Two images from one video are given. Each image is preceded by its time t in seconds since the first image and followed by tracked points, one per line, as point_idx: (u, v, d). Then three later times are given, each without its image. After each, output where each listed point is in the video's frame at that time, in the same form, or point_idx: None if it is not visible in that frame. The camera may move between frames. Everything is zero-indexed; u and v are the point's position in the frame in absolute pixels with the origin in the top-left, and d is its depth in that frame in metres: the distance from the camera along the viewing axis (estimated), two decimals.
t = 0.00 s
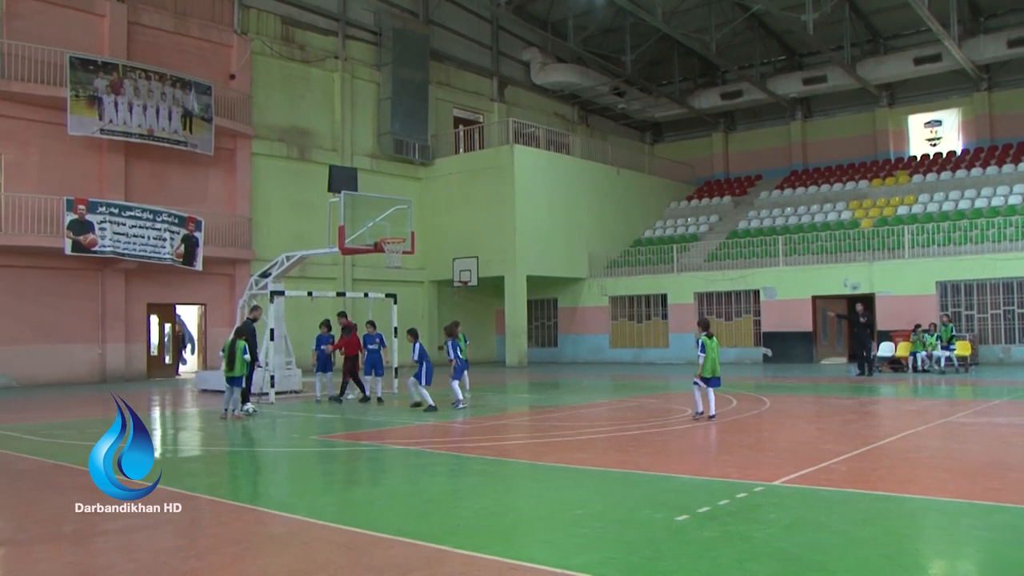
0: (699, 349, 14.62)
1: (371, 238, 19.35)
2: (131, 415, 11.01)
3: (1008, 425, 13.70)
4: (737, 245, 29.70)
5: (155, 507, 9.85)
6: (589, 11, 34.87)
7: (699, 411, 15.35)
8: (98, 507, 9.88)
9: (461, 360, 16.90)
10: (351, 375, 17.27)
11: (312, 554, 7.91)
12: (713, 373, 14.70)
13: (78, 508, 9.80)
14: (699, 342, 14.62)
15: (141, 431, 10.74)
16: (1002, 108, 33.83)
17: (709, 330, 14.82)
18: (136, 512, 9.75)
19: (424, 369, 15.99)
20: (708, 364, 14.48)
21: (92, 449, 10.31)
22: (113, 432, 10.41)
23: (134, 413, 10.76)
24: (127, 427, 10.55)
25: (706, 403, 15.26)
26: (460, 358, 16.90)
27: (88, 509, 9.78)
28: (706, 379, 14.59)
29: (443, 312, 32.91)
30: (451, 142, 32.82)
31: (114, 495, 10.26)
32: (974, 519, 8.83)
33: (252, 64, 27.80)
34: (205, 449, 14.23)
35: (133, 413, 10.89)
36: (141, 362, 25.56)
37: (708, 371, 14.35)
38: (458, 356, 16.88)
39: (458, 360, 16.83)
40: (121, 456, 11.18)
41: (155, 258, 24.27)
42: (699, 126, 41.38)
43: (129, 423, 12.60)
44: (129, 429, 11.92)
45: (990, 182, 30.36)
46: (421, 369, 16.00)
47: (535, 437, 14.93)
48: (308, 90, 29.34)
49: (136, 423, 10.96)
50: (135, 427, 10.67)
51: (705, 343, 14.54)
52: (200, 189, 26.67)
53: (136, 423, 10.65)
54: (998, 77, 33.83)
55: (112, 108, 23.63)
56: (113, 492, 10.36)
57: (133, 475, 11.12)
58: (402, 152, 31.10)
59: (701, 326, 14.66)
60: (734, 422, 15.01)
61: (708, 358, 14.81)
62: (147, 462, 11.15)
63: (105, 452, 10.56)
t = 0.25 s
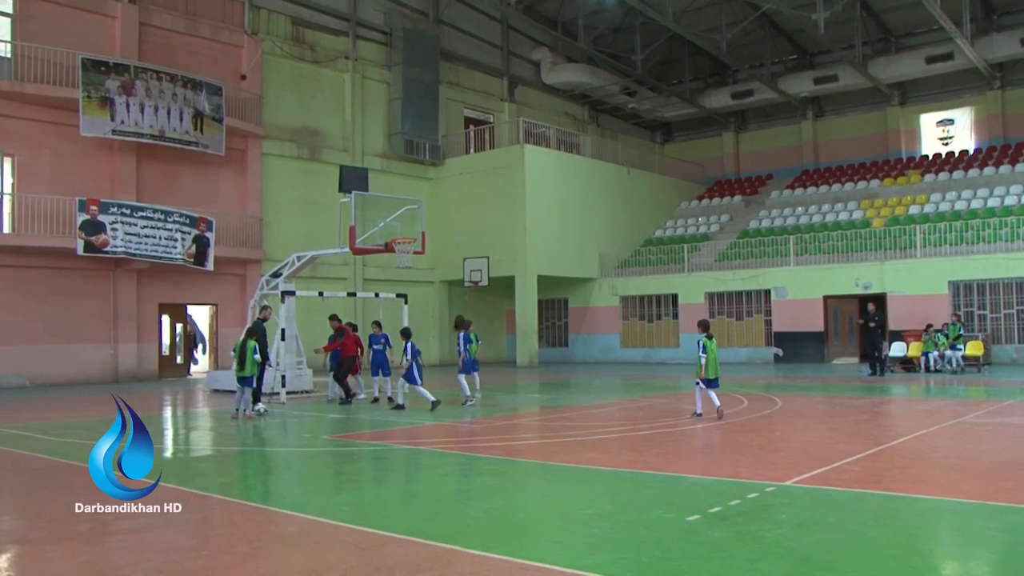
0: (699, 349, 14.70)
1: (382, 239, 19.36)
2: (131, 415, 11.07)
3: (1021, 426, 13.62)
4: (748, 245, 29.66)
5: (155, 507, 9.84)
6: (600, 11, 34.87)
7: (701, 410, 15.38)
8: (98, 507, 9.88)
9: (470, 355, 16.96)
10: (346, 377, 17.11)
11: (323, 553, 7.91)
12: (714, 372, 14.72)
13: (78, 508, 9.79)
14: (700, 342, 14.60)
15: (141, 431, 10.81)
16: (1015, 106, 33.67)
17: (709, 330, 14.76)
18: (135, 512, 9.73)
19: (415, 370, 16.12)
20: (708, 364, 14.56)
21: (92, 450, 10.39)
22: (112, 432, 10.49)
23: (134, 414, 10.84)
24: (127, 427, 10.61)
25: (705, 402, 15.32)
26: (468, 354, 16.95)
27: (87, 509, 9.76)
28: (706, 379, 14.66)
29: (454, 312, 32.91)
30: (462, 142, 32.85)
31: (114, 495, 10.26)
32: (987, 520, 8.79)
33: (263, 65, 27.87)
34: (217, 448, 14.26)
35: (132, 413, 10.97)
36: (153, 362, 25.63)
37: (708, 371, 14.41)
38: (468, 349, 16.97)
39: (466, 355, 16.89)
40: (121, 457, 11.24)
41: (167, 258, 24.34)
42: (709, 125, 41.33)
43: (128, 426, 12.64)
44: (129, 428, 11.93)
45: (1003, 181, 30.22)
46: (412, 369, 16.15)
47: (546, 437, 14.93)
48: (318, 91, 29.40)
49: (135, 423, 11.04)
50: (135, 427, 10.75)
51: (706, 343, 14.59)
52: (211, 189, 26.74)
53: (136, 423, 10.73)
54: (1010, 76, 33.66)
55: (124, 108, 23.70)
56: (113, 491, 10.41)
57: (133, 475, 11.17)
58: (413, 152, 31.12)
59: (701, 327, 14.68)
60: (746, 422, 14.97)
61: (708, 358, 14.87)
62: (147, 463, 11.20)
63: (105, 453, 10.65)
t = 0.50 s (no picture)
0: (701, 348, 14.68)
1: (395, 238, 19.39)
2: (131, 415, 11.13)
3: None
4: (762, 244, 29.59)
5: (154, 507, 9.80)
6: (613, 10, 34.84)
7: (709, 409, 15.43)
8: (97, 507, 9.84)
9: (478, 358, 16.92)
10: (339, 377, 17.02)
11: (336, 552, 7.93)
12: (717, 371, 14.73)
13: (78, 508, 9.75)
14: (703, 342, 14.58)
15: (141, 431, 10.87)
16: None
17: (713, 330, 14.68)
18: (134, 512, 9.70)
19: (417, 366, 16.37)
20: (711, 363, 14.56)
21: (92, 449, 10.44)
22: (112, 432, 10.56)
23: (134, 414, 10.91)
24: (127, 427, 10.67)
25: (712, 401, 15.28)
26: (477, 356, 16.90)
27: (87, 509, 9.73)
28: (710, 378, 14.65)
29: (468, 311, 32.90)
30: (475, 142, 32.87)
31: (114, 495, 10.24)
32: (1003, 521, 8.73)
33: (277, 65, 27.95)
34: (231, 447, 14.31)
35: (132, 413, 11.03)
36: (167, 361, 25.75)
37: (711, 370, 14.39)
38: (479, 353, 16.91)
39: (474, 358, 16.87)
40: (121, 458, 11.27)
41: (182, 258, 24.42)
42: (723, 124, 41.24)
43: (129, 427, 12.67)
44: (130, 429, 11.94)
45: (1020, 180, 30.01)
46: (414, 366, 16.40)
47: (559, 436, 14.92)
48: (332, 91, 29.46)
49: (135, 423, 11.11)
50: (135, 427, 10.80)
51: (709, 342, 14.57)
52: (225, 189, 26.85)
53: (136, 423, 10.81)
54: None
55: (139, 109, 23.82)
56: (114, 491, 10.42)
57: (133, 475, 11.21)
58: (426, 152, 31.15)
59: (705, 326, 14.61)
60: (760, 421, 14.91)
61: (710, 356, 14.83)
62: (148, 463, 11.26)
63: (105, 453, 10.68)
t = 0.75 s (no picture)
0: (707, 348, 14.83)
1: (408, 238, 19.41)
2: (131, 415, 11.12)
3: None
4: (775, 243, 29.52)
5: (155, 507, 9.81)
6: (625, 9, 34.82)
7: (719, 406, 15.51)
8: (98, 507, 9.83)
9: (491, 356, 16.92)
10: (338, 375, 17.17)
11: (350, 551, 7.94)
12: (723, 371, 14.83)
13: (78, 508, 9.73)
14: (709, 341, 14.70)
15: (141, 431, 10.87)
16: None
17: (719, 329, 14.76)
18: (135, 512, 9.70)
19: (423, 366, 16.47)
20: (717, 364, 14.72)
21: (92, 449, 10.42)
22: (112, 432, 10.55)
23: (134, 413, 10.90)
24: (127, 428, 10.66)
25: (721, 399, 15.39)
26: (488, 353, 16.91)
27: (88, 509, 9.71)
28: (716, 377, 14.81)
29: (481, 311, 32.90)
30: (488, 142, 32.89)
31: (114, 495, 10.22)
32: (1019, 522, 8.68)
33: (290, 65, 28.00)
34: (245, 447, 14.35)
35: (132, 413, 11.02)
36: (181, 361, 25.84)
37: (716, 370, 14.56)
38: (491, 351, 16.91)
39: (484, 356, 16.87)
40: (122, 458, 11.23)
41: (196, 258, 24.49)
42: (736, 123, 41.15)
43: (129, 429, 12.64)
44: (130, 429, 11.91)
45: None
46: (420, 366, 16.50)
47: (572, 436, 14.92)
48: (345, 91, 29.51)
49: (135, 423, 11.08)
50: (135, 427, 10.80)
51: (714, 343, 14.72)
52: (239, 190, 26.93)
53: (136, 423, 10.81)
54: None
55: (152, 110, 23.91)
56: (113, 492, 10.35)
57: (133, 475, 11.19)
58: (439, 152, 31.19)
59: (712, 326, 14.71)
60: (774, 421, 14.88)
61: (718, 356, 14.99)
62: (148, 463, 11.24)
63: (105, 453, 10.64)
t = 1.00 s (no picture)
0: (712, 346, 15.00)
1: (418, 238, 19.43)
2: (130, 415, 11.08)
3: None
4: (785, 242, 29.48)
5: (154, 507, 9.78)
6: (635, 9, 34.79)
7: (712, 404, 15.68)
8: (98, 507, 9.81)
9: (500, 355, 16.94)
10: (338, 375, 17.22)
11: (361, 551, 7.92)
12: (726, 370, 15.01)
13: (78, 508, 9.70)
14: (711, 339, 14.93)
15: (141, 430, 10.85)
16: None
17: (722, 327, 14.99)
18: (134, 512, 9.67)
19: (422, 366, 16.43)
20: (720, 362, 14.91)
21: (92, 449, 10.37)
22: (112, 432, 10.52)
23: (133, 413, 10.89)
24: (127, 428, 10.65)
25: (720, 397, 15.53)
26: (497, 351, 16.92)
27: (88, 509, 9.68)
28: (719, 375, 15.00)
29: (491, 311, 32.89)
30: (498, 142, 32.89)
31: (114, 495, 10.18)
32: None
33: (300, 66, 28.06)
34: (255, 446, 14.36)
35: (132, 414, 10.99)
36: (192, 360, 25.90)
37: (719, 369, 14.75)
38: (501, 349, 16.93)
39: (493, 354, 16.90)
40: (122, 458, 11.20)
41: (206, 258, 24.53)
42: (746, 122, 41.10)
43: (128, 432, 12.61)
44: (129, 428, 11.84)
45: None
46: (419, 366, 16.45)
47: (582, 436, 14.91)
48: (355, 91, 29.55)
49: (135, 423, 11.05)
50: (135, 427, 10.78)
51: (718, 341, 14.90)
52: (249, 189, 26.99)
53: (136, 423, 10.80)
54: None
55: (163, 110, 23.96)
56: (114, 492, 10.26)
57: (133, 476, 11.17)
58: (449, 151, 31.21)
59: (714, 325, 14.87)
60: (785, 421, 14.84)
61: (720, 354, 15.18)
62: (148, 462, 11.20)
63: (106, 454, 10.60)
